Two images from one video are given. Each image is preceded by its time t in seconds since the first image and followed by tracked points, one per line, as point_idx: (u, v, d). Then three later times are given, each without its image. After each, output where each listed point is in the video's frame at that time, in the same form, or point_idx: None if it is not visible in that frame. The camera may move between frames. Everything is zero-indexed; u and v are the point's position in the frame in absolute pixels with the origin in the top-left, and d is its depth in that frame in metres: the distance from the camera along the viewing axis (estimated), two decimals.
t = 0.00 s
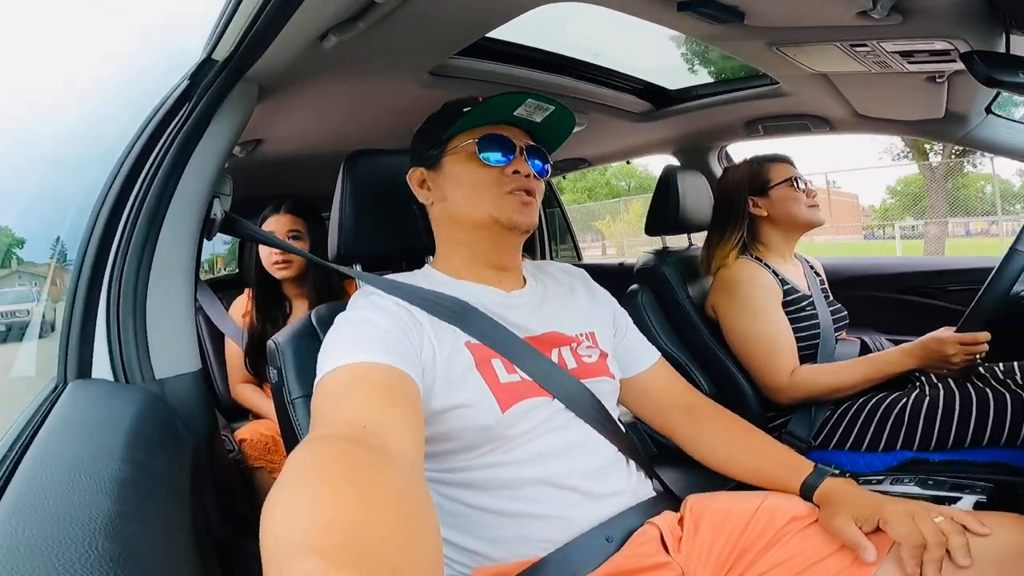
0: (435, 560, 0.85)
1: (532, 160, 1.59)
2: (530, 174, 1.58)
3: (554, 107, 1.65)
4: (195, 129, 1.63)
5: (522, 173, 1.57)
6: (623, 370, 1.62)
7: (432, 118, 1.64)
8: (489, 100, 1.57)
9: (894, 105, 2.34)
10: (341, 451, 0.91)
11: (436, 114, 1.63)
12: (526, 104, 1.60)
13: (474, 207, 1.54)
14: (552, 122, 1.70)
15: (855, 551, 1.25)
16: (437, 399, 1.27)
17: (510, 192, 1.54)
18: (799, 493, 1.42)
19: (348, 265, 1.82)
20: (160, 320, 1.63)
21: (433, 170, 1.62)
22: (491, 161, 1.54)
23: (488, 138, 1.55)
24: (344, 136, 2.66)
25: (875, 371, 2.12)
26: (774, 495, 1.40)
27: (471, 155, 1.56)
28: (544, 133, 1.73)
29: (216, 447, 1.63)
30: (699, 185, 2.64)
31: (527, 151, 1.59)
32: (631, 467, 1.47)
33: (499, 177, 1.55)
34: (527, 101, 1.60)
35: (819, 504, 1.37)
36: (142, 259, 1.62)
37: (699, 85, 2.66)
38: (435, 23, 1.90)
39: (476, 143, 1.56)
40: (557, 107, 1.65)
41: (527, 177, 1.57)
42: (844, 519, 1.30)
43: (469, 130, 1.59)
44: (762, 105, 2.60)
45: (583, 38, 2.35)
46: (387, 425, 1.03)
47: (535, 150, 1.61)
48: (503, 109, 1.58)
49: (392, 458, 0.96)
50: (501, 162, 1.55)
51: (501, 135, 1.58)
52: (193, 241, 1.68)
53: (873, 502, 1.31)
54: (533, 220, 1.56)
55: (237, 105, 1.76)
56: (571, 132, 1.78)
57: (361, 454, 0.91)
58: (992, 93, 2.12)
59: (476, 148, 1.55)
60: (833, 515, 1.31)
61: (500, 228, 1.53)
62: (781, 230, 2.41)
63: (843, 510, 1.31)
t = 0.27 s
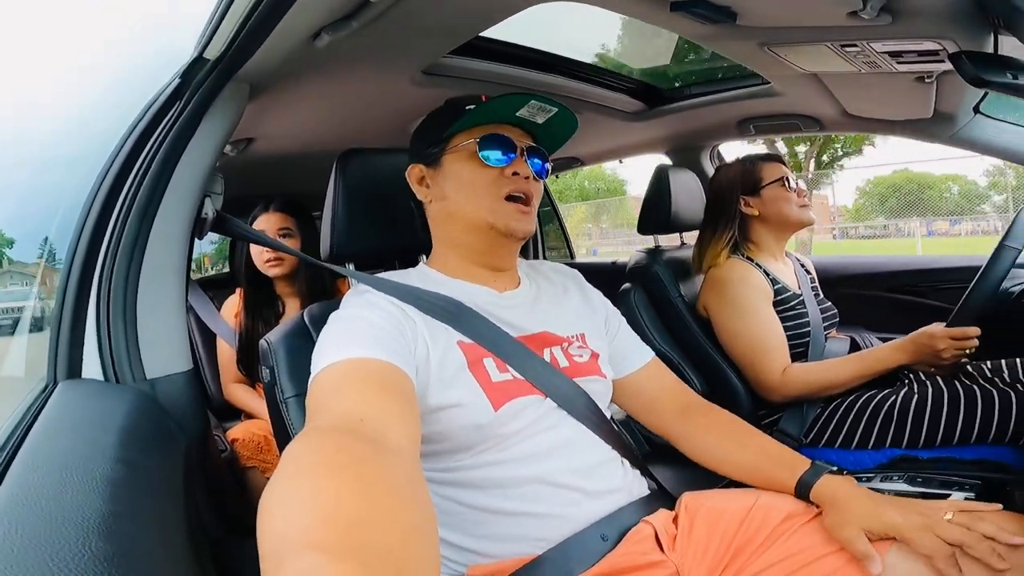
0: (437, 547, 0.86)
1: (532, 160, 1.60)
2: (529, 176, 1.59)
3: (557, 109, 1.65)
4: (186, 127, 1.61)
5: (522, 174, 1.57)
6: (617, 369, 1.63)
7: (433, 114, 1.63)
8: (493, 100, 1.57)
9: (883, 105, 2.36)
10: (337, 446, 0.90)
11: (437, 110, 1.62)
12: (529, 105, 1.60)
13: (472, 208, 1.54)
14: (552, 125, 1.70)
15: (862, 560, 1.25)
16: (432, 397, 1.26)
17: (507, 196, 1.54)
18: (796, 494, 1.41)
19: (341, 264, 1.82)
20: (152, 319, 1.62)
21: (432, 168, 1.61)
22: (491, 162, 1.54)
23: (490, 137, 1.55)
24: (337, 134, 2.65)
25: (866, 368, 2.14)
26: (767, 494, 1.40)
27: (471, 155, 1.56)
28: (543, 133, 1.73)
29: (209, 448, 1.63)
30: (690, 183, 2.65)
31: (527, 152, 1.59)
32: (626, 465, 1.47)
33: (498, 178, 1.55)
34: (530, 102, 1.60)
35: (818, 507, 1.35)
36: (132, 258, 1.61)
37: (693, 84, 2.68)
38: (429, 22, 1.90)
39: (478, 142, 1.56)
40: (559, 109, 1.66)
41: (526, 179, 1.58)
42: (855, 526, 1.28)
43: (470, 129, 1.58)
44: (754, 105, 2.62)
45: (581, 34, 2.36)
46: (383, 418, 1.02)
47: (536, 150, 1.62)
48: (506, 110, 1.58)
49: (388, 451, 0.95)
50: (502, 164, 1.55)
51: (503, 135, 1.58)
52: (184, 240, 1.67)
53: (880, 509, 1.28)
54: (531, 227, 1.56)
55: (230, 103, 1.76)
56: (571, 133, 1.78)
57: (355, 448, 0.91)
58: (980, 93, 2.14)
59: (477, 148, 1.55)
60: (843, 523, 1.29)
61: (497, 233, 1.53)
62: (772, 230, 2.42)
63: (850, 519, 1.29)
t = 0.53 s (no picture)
0: (424, 548, 0.86)
1: (533, 157, 1.59)
2: (530, 173, 1.58)
3: (560, 107, 1.65)
4: (172, 124, 1.60)
5: (522, 171, 1.57)
6: (609, 368, 1.63)
7: (433, 108, 1.61)
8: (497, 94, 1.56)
9: (872, 102, 2.37)
10: (325, 445, 0.90)
11: (438, 103, 1.61)
12: (533, 102, 1.60)
13: (470, 205, 1.53)
14: (554, 122, 1.70)
15: (868, 554, 1.25)
16: (423, 395, 1.26)
17: (507, 192, 1.54)
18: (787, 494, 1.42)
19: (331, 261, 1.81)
20: (139, 316, 1.60)
21: (431, 161, 1.60)
22: (493, 157, 1.54)
23: (491, 132, 1.54)
24: (327, 130, 2.64)
25: (857, 361, 2.15)
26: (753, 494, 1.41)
27: (472, 150, 1.55)
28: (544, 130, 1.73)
29: (197, 446, 1.62)
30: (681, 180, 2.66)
31: (528, 149, 1.59)
32: (616, 462, 1.48)
33: (499, 175, 1.54)
34: (535, 99, 1.59)
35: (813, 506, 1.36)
36: (118, 254, 1.59)
37: (683, 81, 2.69)
38: (419, 17, 1.89)
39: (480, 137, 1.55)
40: (562, 107, 1.65)
41: (526, 176, 1.58)
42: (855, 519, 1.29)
43: (471, 125, 1.57)
44: (742, 102, 2.62)
45: (571, 29, 2.35)
46: (370, 418, 1.02)
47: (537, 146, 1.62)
48: (510, 105, 1.57)
49: (375, 450, 0.95)
50: (504, 160, 1.54)
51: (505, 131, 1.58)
52: (172, 237, 1.66)
53: (876, 503, 1.30)
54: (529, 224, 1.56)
55: (218, 99, 1.74)
56: (572, 130, 1.77)
57: (342, 447, 0.91)
58: (967, 91, 2.15)
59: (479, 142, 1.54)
60: (844, 518, 1.29)
61: (495, 229, 1.52)
62: (764, 227, 2.43)
63: (847, 512, 1.30)
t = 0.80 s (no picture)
0: (419, 556, 0.85)
1: (519, 152, 1.57)
2: (515, 171, 1.56)
3: (545, 101, 1.62)
4: (162, 119, 1.60)
5: (507, 170, 1.55)
6: (603, 368, 1.62)
7: (416, 105, 1.60)
8: (481, 91, 1.54)
9: (862, 100, 2.39)
10: (317, 453, 0.89)
11: (422, 102, 1.59)
12: (517, 97, 1.58)
13: (455, 204, 1.52)
14: (539, 116, 1.68)
15: (862, 544, 1.25)
16: (414, 400, 1.25)
17: (492, 190, 1.52)
18: (779, 491, 1.42)
19: (323, 260, 1.79)
20: (130, 317, 1.59)
21: (414, 161, 1.59)
22: (476, 155, 1.51)
23: (475, 129, 1.52)
24: (318, 129, 2.62)
25: (850, 357, 2.16)
26: (749, 491, 1.41)
27: (455, 148, 1.53)
28: (530, 125, 1.70)
29: (189, 447, 1.60)
30: (674, 177, 2.67)
31: (514, 145, 1.57)
32: (612, 461, 1.47)
33: (483, 174, 1.52)
34: (519, 94, 1.57)
35: (804, 501, 1.36)
36: (107, 254, 1.57)
37: (675, 77, 2.69)
38: (411, 15, 1.88)
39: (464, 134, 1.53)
40: (547, 101, 1.63)
41: (511, 174, 1.55)
42: (849, 510, 1.29)
43: (455, 122, 1.56)
44: (736, 100, 2.63)
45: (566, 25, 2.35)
46: (362, 424, 1.01)
47: (522, 140, 1.60)
48: (494, 101, 1.55)
49: (368, 458, 0.94)
50: (488, 158, 1.52)
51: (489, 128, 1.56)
52: (161, 237, 1.65)
53: (865, 495, 1.31)
54: (517, 218, 1.54)
55: (207, 97, 1.73)
56: (559, 124, 1.75)
57: (335, 455, 0.90)
58: (956, 88, 2.16)
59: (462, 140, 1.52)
60: (835, 509, 1.30)
61: (483, 226, 1.51)
62: (758, 224, 2.44)
63: (836, 504, 1.31)
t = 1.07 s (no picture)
0: (415, 554, 0.85)
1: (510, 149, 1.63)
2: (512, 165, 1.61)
3: (530, 101, 1.68)
4: (153, 117, 1.58)
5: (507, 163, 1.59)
6: (596, 365, 1.62)
7: (404, 99, 1.57)
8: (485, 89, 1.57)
9: (854, 98, 2.40)
10: (311, 453, 0.89)
11: (416, 92, 1.56)
12: (511, 97, 1.62)
13: (469, 197, 1.52)
14: (518, 117, 1.72)
15: (856, 539, 1.26)
16: (406, 400, 1.24)
17: (503, 182, 1.56)
18: (773, 487, 1.43)
19: (316, 258, 1.79)
20: (122, 316, 1.58)
21: (412, 154, 1.55)
22: (487, 149, 1.54)
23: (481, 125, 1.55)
24: (310, 127, 2.62)
25: (843, 354, 2.17)
26: (743, 486, 1.42)
27: (464, 141, 1.54)
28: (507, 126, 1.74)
29: (183, 446, 1.60)
30: (667, 174, 2.67)
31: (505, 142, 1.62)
32: (607, 457, 1.47)
33: (493, 166, 1.55)
34: (513, 94, 1.61)
35: (797, 496, 1.38)
36: (98, 253, 1.56)
37: (668, 76, 2.70)
38: (405, 13, 1.88)
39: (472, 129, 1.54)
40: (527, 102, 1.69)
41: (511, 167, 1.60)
42: (842, 506, 1.31)
43: (458, 117, 1.56)
44: (732, 97, 2.65)
45: (565, 20, 2.35)
46: (356, 424, 1.01)
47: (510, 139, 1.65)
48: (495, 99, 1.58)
49: (362, 457, 0.94)
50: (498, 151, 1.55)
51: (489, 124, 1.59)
52: (153, 235, 1.64)
53: (857, 491, 1.32)
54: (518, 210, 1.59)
55: (200, 94, 1.72)
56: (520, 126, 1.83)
57: (330, 454, 0.90)
58: (946, 86, 2.18)
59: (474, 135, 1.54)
60: (829, 506, 1.31)
61: (493, 219, 1.53)
62: (750, 221, 2.45)
63: (830, 500, 1.32)
